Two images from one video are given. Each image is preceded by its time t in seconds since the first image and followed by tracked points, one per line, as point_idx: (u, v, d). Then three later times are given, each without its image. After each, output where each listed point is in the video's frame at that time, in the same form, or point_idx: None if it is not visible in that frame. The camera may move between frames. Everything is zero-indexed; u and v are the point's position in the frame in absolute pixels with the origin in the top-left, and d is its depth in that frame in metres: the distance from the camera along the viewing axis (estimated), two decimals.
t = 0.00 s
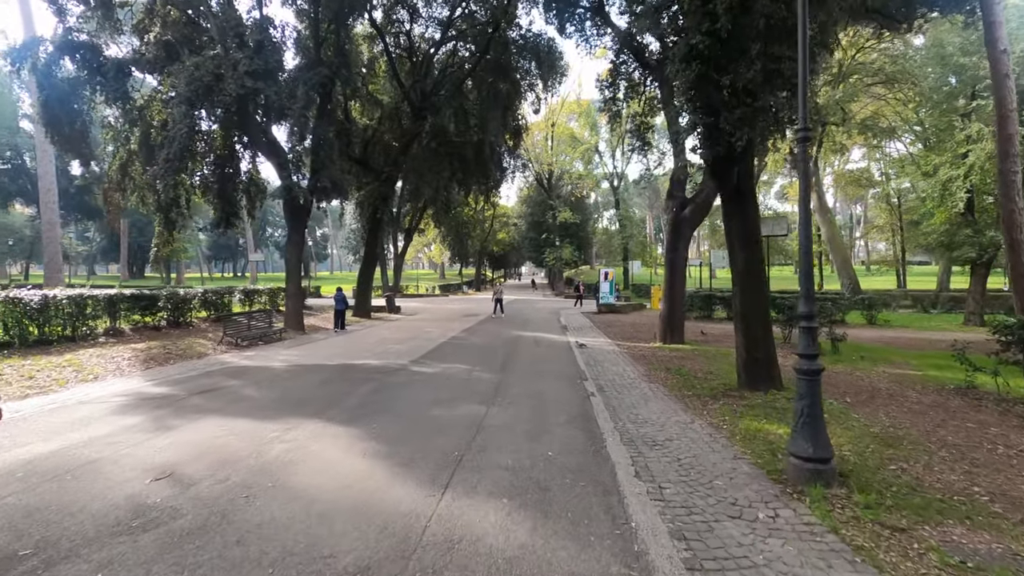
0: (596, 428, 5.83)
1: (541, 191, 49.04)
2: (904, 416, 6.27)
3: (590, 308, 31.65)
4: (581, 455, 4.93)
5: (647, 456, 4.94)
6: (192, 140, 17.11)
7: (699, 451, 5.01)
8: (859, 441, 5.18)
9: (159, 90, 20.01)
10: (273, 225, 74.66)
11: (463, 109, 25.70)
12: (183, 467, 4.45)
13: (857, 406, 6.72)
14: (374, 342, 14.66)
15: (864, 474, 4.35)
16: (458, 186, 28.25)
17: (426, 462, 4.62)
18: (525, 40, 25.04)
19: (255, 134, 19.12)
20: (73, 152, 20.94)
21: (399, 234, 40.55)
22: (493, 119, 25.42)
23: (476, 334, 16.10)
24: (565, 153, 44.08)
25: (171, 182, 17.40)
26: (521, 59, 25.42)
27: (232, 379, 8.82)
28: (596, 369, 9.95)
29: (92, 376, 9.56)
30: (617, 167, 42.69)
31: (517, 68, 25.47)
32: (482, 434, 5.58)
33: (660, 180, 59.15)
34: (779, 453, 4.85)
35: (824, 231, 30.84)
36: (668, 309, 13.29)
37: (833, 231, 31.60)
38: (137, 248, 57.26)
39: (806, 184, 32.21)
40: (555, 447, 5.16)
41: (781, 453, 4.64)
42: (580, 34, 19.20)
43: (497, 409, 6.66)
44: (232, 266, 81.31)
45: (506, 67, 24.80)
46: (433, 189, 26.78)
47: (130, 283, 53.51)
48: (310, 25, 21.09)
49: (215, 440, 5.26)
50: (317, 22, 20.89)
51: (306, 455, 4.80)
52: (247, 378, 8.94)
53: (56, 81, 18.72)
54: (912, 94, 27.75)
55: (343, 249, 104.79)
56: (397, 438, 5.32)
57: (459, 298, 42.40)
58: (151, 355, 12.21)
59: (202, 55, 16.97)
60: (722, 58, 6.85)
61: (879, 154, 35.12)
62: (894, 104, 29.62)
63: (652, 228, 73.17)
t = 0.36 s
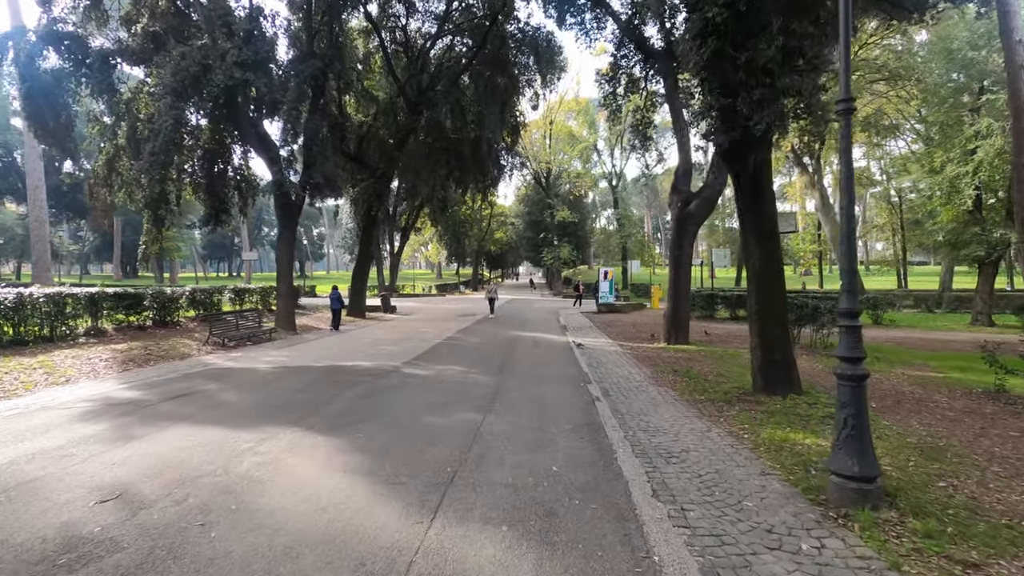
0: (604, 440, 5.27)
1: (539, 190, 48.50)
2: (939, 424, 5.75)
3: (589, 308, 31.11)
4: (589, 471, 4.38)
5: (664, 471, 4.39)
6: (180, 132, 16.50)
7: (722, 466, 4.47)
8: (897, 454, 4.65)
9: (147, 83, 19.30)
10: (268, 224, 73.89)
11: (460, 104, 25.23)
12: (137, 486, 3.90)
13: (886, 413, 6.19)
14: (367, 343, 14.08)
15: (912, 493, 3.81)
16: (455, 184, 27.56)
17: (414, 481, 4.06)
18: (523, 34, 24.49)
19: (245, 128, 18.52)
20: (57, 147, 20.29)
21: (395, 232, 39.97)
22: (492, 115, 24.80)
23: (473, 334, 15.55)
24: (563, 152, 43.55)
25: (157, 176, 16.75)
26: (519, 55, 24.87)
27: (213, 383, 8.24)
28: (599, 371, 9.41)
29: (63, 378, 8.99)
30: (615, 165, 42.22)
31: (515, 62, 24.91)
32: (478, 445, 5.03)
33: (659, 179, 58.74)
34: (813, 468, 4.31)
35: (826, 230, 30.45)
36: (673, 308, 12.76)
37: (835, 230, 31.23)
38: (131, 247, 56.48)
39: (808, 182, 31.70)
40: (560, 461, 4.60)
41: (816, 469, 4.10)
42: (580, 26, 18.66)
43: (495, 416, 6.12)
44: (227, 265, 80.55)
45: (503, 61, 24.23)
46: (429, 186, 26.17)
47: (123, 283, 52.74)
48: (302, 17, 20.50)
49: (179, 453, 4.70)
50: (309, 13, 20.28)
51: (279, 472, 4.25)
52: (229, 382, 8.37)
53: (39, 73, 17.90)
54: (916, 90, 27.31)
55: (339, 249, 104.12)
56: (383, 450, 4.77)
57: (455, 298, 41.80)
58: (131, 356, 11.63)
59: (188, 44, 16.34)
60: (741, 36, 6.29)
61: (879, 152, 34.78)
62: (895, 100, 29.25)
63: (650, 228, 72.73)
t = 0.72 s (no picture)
0: (618, 467, 4.68)
1: (540, 190, 47.98)
2: (991, 448, 5.16)
3: (592, 309, 30.49)
4: (603, 512, 3.78)
5: (690, 511, 3.80)
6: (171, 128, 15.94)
7: (756, 503, 3.88)
8: (958, 490, 4.06)
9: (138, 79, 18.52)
10: (267, 225, 73.36)
11: (460, 103, 24.68)
12: (73, 535, 3.31)
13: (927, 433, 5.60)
14: (362, 348, 13.50)
15: (988, 543, 3.23)
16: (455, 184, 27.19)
17: (400, 527, 3.46)
18: (524, 30, 23.93)
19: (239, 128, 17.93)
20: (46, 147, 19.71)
21: (395, 233, 39.40)
22: (492, 113, 24.24)
23: (473, 339, 14.93)
24: (564, 151, 43.01)
25: (147, 175, 16.22)
26: (521, 51, 24.49)
27: (192, 396, 7.66)
28: (607, 381, 8.83)
29: (34, 389, 8.43)
30: (617, 165, 41.65)
31: (516, 59, 24.32)
32: (475, 476, 4.42)
33: (661, 178, 58.13)
34: (863, 508, 3.73)
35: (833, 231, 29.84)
36: (682, 312, 12.16)
37: (842, 230, 30.66)
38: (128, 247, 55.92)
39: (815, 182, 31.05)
40: (570, 498, 4.00)
41: (871, 514, 3.51)
42: (583, 22, 18.11)
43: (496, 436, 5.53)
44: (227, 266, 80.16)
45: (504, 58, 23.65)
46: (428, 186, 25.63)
47: (121, 283, 52.21)
48: (297, 13, 19.92)
49: (134, 486, 4.11)
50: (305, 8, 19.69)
51: (244, 513, 3.66)
52: (209, 394, 7.78)
53: (26, 68, 17.03)
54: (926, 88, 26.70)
55: (339, 249, 103.68)
56: (367, 485, 4.17)
57: (456, 299, 41.21)
58: (112, 363, 11.06)
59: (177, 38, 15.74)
60: (767, 15, 5.70)
61: (885, 151, 34.21)
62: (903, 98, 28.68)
63: (652, 229, 72.15)
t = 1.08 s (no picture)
0: (624, 492, 4.12)
1: (541, 189, 47.44)
2: None
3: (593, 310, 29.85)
4: (608, 552, 3.21)
5: (711, 550, 3.24)
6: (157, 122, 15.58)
7: (788, 541, 3.32)
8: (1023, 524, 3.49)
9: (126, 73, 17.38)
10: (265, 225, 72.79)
11: (459, 99, 24.09)
12: None
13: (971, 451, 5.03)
14: (353, 351, 12.91)
15: None
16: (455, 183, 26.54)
17: (364, 575, 2.90)
18: (524, 24, 23.37)
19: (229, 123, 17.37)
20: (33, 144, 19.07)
21: (393, 232, 38.84)
22: (491, 110, 23.70)
23: (469, 342, 14.36)
24: (565, 150, 42.45)
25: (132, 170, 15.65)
26: (520, 47, 24.04)
27: (162, 405, 7.08)
28: (610, 386, 8.25)
29: None
30: (619, 164, 41.09)
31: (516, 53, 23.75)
32: (461, 503, 3.85)
33: (663, 178, 57.52)
34: (916, 548, 3.18)
35: (839, 230, 29.25)
36: (689, 314, 11.60)
37: (847, 230, 30.13)
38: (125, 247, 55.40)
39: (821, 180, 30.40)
40: (570, 532, 3.43)
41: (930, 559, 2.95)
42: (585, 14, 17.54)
43: (487, 454, 4.95)
44: (225, 265, 79.60)
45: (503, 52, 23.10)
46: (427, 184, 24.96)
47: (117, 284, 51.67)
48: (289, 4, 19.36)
49: (63, 520, 3.55)
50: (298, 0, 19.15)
51: (182, 554, 3.09)
52: (181, 403, 7.20)
53: (10, 62, 16.18)
54: (933, 84, 26.18)
55: (339, 249, 103.11)
56: (334, 516, 3.61)
57: (455, 299, 40.63)
58: (88, 367, 10.50)
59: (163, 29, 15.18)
60: None
61: (891, 150, 33.66)
62: (911, 95, 28.11)
63: (654, 229, 71.53)
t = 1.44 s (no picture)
0: (640, 516, 3.57)
1: (539, 188, 46.89)
2: None
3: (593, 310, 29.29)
4: None
5: None
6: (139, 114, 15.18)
7: None
8: None
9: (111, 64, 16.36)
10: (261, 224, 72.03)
11: (456, 94, 23.55)
12: None
13: None
14: (344, 351, 12.34)
15: None
16: (452, 180, 25.91)
17: None
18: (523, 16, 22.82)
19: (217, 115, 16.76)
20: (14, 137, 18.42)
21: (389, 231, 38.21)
22: (489, 106, 23.16)
23: (466, 342, 13.78)
24: (564, 148, 41.91)
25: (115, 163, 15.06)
26: (518, 41, 23.57)
27: (131, 410, 6.51)
28: (614, 390, 7.70)
29: None
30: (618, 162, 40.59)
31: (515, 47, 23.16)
32: (451, 531, 3.30)
33: (662, 177, 57.06)
34: None
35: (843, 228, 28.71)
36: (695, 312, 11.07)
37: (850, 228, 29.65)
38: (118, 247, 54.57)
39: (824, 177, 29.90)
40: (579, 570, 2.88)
41: None
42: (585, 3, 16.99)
43: (483, 469, 4.38)
44: (219, 265, 78.76)
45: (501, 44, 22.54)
46: (422, 180, 24.14)
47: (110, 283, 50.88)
48: None
49: None
50: None
51: None
52: (152, 408, 6.62)
53: None
54: (938, 80, 25.75)
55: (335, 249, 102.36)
56: (301, 548, 3.06)
57: (452, 299, 40.02)
58: (61, 368, 9.89)
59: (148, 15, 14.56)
60: None
61: (892, 148, 33.25)
62: (915, 91, 27.65)
63: (653, 228, 71.04)
